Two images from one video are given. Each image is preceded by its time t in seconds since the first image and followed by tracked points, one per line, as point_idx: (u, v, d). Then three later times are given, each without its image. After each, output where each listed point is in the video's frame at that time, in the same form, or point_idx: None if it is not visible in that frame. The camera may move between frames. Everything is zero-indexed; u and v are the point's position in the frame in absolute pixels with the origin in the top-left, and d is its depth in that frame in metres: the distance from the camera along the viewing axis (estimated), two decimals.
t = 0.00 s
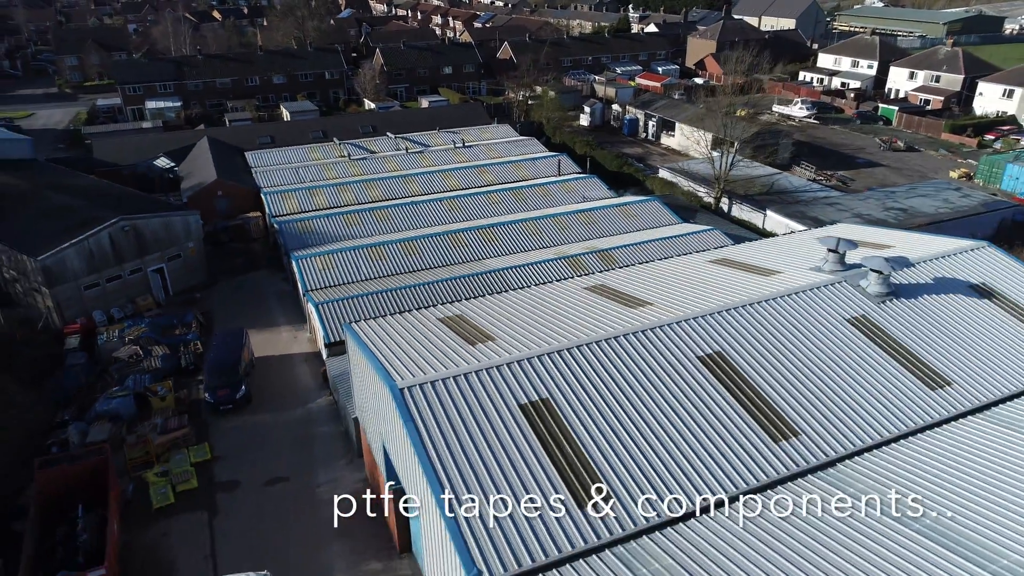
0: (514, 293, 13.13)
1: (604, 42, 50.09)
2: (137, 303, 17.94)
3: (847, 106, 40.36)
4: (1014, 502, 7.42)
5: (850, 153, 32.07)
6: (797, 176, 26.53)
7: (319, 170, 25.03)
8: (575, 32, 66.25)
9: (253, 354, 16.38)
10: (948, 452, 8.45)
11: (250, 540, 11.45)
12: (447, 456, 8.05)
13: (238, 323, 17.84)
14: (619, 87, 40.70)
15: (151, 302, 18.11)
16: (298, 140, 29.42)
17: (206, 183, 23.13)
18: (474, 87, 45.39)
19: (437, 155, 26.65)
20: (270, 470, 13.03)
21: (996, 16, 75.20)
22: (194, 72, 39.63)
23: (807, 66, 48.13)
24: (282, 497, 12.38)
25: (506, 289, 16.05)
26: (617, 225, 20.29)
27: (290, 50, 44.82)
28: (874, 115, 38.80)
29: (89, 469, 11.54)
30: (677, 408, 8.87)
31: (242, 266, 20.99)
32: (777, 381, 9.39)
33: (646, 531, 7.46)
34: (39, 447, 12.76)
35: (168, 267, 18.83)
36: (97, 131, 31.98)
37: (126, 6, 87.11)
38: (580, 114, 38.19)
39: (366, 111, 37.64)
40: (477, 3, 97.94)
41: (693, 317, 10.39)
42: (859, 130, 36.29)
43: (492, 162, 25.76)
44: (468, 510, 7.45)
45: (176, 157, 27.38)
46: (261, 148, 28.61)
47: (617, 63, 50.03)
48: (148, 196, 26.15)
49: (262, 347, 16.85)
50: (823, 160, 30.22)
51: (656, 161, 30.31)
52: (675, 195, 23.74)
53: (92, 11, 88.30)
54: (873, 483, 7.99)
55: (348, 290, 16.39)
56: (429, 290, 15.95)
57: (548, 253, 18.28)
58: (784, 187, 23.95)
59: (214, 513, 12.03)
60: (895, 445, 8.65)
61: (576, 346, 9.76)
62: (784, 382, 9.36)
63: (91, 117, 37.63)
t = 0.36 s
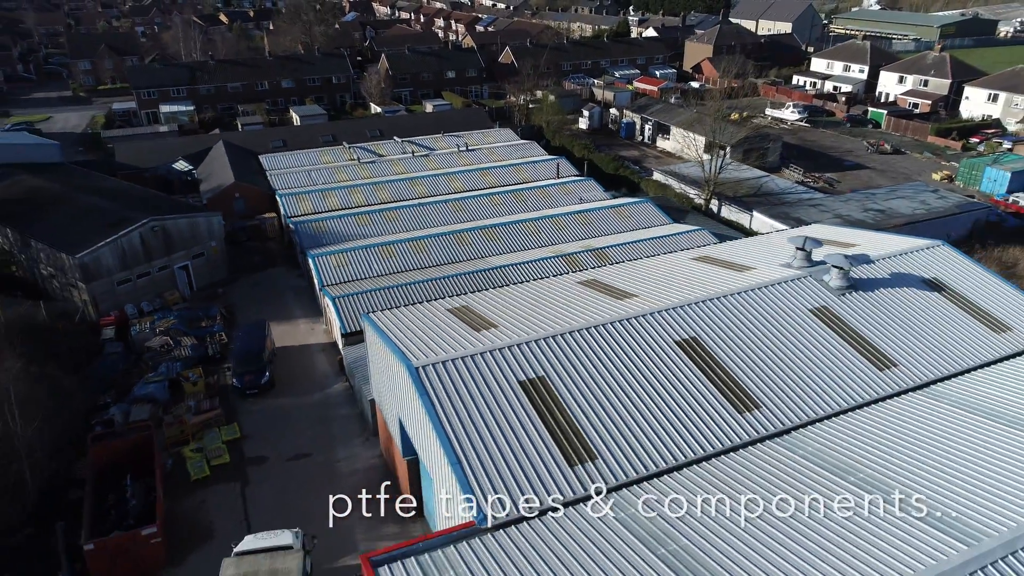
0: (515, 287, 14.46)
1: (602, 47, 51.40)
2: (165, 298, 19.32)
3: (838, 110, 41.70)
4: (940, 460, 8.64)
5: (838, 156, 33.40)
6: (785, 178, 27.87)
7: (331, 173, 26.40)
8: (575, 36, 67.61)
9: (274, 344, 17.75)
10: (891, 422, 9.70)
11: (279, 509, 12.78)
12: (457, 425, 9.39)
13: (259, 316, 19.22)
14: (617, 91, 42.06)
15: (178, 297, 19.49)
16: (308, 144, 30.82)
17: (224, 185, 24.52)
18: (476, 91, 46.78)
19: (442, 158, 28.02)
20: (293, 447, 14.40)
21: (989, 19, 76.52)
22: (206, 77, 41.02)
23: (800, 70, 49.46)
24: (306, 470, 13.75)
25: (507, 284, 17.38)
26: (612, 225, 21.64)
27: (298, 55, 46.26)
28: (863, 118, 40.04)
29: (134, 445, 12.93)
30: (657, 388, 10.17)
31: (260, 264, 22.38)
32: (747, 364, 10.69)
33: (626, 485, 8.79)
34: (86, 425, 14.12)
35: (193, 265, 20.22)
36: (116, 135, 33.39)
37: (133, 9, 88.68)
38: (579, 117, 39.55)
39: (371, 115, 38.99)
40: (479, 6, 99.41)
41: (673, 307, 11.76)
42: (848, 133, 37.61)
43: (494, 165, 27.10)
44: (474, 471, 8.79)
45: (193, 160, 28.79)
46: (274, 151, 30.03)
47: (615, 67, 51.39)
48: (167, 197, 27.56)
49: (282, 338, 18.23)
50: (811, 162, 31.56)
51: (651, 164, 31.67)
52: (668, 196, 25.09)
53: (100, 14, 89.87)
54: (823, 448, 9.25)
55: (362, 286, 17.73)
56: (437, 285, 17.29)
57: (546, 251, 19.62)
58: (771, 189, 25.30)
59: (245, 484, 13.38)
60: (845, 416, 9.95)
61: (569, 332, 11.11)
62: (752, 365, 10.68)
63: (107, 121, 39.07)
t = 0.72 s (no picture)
0: (518, 280, 15.77)
1: (603, 50, 52.70)
2: (191, 291, 20.69)
3: (832, 112, 42.95)
4: (887, 426, 9.90)
5: (829, 157, 34.64)
6: (776, 180, 29.15)
7: (343, 174, 27.78)
8: (576, 38, 68.89)
9: (294, 333, 19.11)
10: (851, 396, 10.95)
11: (305, 480, 14.10)
12: (466, 397, 10.72)
13: (278, 308, 20.57)
14: (617, 94, 43.36)
15: (203, 291, 20.88)
16: (320, 146, 32.23)
17: (242, 186, 25.89)
18: (480, 93, 48.13)
19: (448, 160, 29.36)
20: (315, 426, 15.73)
21: (985, 22, 77.69)
22: (219, 80, 42.39)
23: (796, 73, 50.73)
24: (328, 446, 15.08)
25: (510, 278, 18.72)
26: (609, 224, 22.96)
27: (307, 59, 47.66)
28: (856, 120, 41.26)
29: (174, 423, 14.25)
30: (644, 367, 11.47)
31: (277, 260, 23.74)
32: (725, 347, 11.98)
33: (614, 447, 10.06)
34: (127, 405, 15.46)
35: (216, 260, 21.62)
36: (134, 137, 34.82)
37: (141, 11, 90.28)
38: (580, 120, 40.87)
39: (379, 118, 40.33)
40: (482, 8, 100.86)
41: (661, 296, 13.09)
42: (840, 135, 38.85)
43: (498, 167, 28.42)
44: (482, 436, 10.10)
45: (210, 161, 30.18)
46: (287, 153, 31.43)
47: (616, 70, 52.70)
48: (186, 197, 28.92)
49: (301, 328, 19.58)
50: (803, 164, 32.82)
51: (649, 165, 32.98)
52: (663, 197, 26.40)
53: (110, 16, 91.57)
54: (789, 419, 10.45)
55: (376, 280, 19.06)
56: (445, 279, 18.63)
57: (548, 248, 20.95)
58: (761, 190, 26.59)
59: (273, 458, 14.72)
60: (811, 391, 11.21)
61: (566, 319, 12.42)
62: (730, 348, 11.97)
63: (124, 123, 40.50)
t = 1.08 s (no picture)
0: (520, 273, 17.06)
1: (603, 53, 53.97)
2: (212, 285, 22.02)
3: (825, 114, 44.11)
4: (846, 398, 11.18)
5: (821, 158, 35.86)
6: (767, 180, 30.40)
7: (353, 174, 29.09)
8: (578, 40, 70.14)
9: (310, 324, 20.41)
10: (818, 373, 12.21)
11: (324, 454, 15.38)
12: (474, 377, 12.01)
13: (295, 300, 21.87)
14: (616, 96, 44.61)
15: (223, 284, 22.20)
16: (330, 148, 33.54)
17: (258, 185, 27.21)
18: (484, 95, 49.44)
19: (453, 161, 30.66)
20: (331, 408, 17.01)
21: (980, 24, 78.85)
22: (231, 83, 43.73)
23: (792, 75, 51.92)
24: (345, 426, 16.34)
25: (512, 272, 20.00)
26: (606, 222, 24.24)
27: (315, 62, 49.00)
28: (848, 122, 42.49)
29: (205, 404, 15.51)
30: (633, 351, 12.74)
31: (292, 257, 25.06)
32: (706, 333, 13.26)
33: (606, 418, 11.33)
34: (159, 387, 16.75)
35: (235, 256, 22.95)
36: (151, 139, 36.17)
37: (149, 12, 91.76)
38: (580, 121, 42.15)
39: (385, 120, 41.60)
40: (485, 9, 102.15)
41: (650, 287, 14.38)
42: (833, 137, 40.08)
43: (501, 168, 29.70)
44: (487, 408, 11.38)
45: (225, 162, 31.51)
46: (298, 154, 32.76)
47: (616, 72, 53.98)
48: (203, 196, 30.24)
49: (316, 319, 20.89)
50: (794, 165, 34.06)
51: (646, 166, 34.24)
52: (659, 196, 27.66)
53: (119, 18, 93.05)
54: (761, 394, 11.68)
55: (387, 274, 20.36)
56: (452, 274, 19.94)
57: (548, 245, 22.24)
58: (752, 190, 27.84)
59: (294, 436, 15.99)
60: (783, 370, 12.47)
61: (563, 307, 13.73)
62: (711, 334, 13.25)
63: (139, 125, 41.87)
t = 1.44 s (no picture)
0: (521, 267, 18.36)
1: (603, 55, 55.22)
2: (231, 279, 23.34)
3: (818, 116, 45.24)
4: (811, 375, 12.49)
5: (813, 159, 37.09)
6: (759, 181, 31.66)
7: (362, 174, 30.42)
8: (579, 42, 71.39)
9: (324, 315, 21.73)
10: (789, 355, 13.50)
11: (341, 432, 16.69)
12: (479, 359, 13.31)
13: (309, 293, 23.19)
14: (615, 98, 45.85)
15: (241, 278, 23.54)
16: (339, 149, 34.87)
17: (271, 185, 28.55)
18: (487, 97, 50.74)
19: (458, 162, 31.97)
20: (346, 391, 18.30)
21: (976, 26, 80.00)
22: (241, 85, 45.08)
23: (788, 78, 53.13)
24: (358, 407, 17.63)
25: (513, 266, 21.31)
26: (603, 220, 25.52)
27: (322, 64, 50.33)
28: (841, 124, 43.74)
29: (230, 388, 16.83)
30: (623, 335, 14.06)
31: (304, 253, 26.38)
32: (690, 319, 14.57)
33: (597, 394, 12.64)
34: (186, 371, 18.07)
35: (252, 252, 24.30)
36: (166, 140, 37.53)
37: (157, 14, 93.19)
38: (580, 123, 43.43)
39: (391, 122, 42.92)
40: (487, 10, 103.41)
41: (639, 279, 15.69)
42: (825, 138, 41.29)
43: (504, 168, 30.99)
44: (491, 384, 12.72)
45: (239, 162, 32.86)
46: (309, 155, 34.10)
47: (615, 74, 55.25)
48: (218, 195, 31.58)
49: (329, 311, 22.21)
50: (786, 166, 35.29)
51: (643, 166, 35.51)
52: (654, 196, 28.96)
53: (127, 19, 94.51)
54: (737, 371, 12.97)
55: (396, 268, 21.68)
56: (458, 268, 21.26)
57: (548, 241, 23.54)
58: (743, 189, 29.11)
59: (311, 417, 17.28)
60: (758, 352, 13.76)
61: (559, 297, 15.04)
62: (694, 320, 14.56)
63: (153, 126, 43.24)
